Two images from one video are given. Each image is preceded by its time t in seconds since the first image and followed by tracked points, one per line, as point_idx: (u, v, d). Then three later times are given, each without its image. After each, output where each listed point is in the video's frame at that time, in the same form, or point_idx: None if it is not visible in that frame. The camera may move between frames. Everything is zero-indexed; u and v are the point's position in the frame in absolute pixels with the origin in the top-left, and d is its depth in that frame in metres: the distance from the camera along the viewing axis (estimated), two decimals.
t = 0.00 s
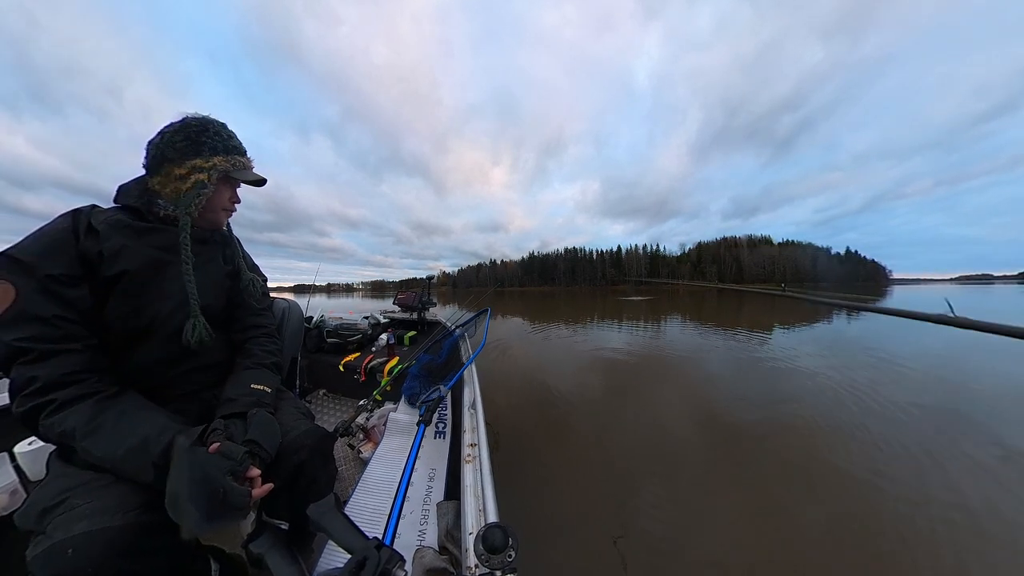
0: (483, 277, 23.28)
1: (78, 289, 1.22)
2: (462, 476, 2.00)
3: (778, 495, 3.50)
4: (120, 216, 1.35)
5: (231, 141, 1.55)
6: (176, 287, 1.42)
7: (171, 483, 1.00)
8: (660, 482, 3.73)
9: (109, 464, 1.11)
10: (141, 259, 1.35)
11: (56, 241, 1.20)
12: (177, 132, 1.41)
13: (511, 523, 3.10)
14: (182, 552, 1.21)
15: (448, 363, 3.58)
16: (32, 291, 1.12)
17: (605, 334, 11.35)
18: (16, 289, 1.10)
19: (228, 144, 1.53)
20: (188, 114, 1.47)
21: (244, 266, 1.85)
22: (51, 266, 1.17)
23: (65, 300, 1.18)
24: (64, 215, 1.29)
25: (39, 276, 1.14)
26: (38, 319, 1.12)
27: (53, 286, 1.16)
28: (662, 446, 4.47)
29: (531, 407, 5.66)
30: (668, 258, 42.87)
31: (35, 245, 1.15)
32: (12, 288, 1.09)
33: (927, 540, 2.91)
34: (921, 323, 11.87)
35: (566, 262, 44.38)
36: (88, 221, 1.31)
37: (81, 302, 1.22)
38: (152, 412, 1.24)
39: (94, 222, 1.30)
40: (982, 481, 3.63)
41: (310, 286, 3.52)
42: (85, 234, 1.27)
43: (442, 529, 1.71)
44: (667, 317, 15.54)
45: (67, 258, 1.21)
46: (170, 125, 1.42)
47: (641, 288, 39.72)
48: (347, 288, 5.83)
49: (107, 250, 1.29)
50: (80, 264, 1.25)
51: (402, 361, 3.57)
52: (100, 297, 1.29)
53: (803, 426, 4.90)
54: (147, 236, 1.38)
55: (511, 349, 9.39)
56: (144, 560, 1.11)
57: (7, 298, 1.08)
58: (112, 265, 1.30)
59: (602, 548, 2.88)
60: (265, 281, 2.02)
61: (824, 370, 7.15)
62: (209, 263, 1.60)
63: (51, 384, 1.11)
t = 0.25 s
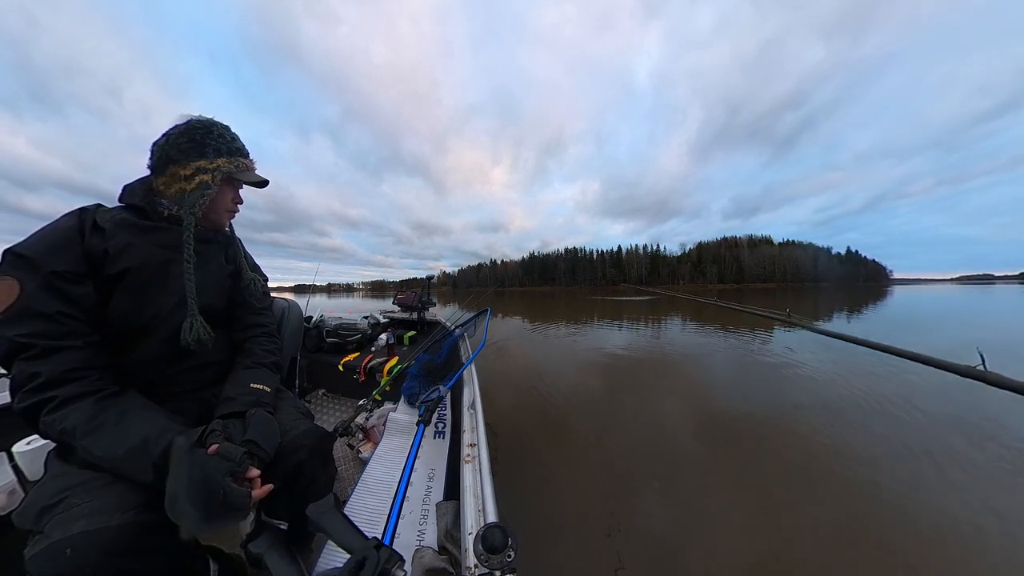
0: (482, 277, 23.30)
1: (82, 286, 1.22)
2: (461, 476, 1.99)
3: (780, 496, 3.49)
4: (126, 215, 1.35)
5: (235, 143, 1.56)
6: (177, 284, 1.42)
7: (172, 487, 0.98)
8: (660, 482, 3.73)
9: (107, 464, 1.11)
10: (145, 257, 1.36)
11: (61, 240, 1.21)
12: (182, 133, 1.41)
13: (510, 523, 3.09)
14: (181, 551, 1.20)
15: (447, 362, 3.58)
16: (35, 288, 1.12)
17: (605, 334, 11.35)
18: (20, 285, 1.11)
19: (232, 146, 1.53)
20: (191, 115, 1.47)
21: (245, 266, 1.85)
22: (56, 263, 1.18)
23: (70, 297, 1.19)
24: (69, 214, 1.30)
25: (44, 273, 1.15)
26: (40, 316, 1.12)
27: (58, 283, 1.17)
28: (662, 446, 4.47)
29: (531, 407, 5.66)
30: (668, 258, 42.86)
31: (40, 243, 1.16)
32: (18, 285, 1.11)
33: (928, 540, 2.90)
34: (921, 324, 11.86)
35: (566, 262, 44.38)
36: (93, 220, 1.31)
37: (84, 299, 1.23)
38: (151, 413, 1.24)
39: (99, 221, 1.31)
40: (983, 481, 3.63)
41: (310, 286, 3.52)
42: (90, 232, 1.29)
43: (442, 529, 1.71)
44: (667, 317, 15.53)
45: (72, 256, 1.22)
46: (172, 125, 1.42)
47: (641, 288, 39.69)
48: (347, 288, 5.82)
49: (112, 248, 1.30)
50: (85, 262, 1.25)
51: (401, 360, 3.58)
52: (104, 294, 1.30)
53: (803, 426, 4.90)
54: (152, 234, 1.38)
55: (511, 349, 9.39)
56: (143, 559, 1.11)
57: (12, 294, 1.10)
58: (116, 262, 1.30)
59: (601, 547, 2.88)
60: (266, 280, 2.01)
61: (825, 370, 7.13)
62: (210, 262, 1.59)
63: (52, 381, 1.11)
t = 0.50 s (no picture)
0: (482, 277, 23.30)
1: (85, 284, 1.23)
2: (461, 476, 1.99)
3: (781, 496, 3.48)
4: (128, 215, 1.35)
5: (238, 144, 1.56)
6: (179, 283, 1.42)
7: (173, 486, 0.98)
8: (661, 482, 3.72)
9: (107, 463, 1.11)
10: (147, 256, 1.35)
11: (64, 238, 1.22)
12: (184, 134, 1.41)
13: (510, 524, 3.09)
14: (180, 551, 1.20)
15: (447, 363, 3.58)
16: (37, 286, 1.13)
17: (605, 334, 11.34)
18: (23, 283, 1.11)
19: (234, 147, 1.54)
20: (194, 116, 1.48)
21: (247, 265, 1.85)
22: (59, 261, 1.18)
23: (73, 295, 1.20)
24: (72, 212, 1.30)
25: (47, 270, 1.15)
26: (43, 313, 1.12)
27: (60, 281, 1.17)
28: (663, 446, 4.47)
29: (531, 407, 5.66)
30: (669, 258, 42.84)
31: (43, 240, 1.17)
32: (21, 282, 1.12)
33: (928, 539, 2.90)
34: (923, 324, 11.83)
35: (567, 262, 44.36)
36: (96, 219, 1.32)
37: (86, 297, 1.23)
38: (151, 413, 1.24)
39: (103, 219, 1.31)
40: (984, 481, 3.62)
41: (310, 285, 3.52)
42: (93, 230, 1.29)
43: (442, 529, 1.71)
44: (667, 317, 15.51)
45: (74, 254, 1.22)
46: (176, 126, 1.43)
47: (641, 288, 39.67)
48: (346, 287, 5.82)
49: (115, 246, 1.30)
50: (88, 260, 1.26)
51: (401, 360, 3.58)
52: (105, 293, 1.29)
53: (803, 425, 4.90)
54: (154, 233, 1.38)
55: (511, 349, 9.38)
56: (142, 559, 1.11)
57: (14, 291, 1.10)
58: (119, 260, 1.30)
59: (602, 548, 2.87)
60: (267, 280, 2.01)
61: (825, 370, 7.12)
62: (211, 262, 1.59)
63: (53, 378, 1.11)
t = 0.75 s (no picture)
0: (482, 277, 23.30)
1: (86, 283, 1.23)
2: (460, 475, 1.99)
3: (781, 496, 3.48)
4: (129, 214, 1.35)
5: (239, 143, 1.56)
6: (179, 283, 1.42)
7: (172, 485, 0.98)
8: (661, 482, 3.72)
9: (107, 463, 1.11)
10: (148, 255, 1.35)
11: (66, 237, 1.22)
12: (186, 134, 1.41)
13: (510, 524, 3.09)
14: (179, 551, 1.20)
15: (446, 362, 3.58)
16: (38, 284, 1.13)
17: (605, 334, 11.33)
18: (24, 280, 1.11)
19: (235, 147, 1.53)
20: (195, 115, 1.48)
21: (247, 265, 1.85)
22: (60, 259, 1.18)
23: (74, 294, 1.20)
24: (74, 211, 1.30)
25: (49, 269, 1.15)
26: (45, 312, 1.13)
27: (61, 279, 1.17)
28: (663, 446, 4.46)
29: (531, 407, 5.65)
30: (669, 258, 42.81)
31: (45, 239, 1.17)
32: (22, 279, 1.11)
33: (929, 539, 2.90)
34: (923, 324, 11.82)
35: (567, 262, 44.34)
36: (98, 218, 1.32)
37: (87, 296, 1.23)
38: (151, 412, 1.24)
39: (104, 218, 1.31)
40: (985, 482, 3.62)
41: (309, 285, 3.52)
42: (94, 229, 1.29)
43: (441, 529, 1.71)
44: (667, 317, 15.50)
45: (76, 253, 1.22)
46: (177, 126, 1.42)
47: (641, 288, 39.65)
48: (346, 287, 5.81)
49: (116, 245, 1.30)
50: (89, 259, 1.26)
51: (400, 360, 3.58)
52: (106, 292, 1.29)
53: (803, 425, 4.90)
54: (156, 233, 1.38)
55: (511, 349, 9.38)
56: (142, 559, 1.11)
57: (15, 289, 1.10)
58: (120, 259, 1.30)
59: (602, 548, 2.86)
60: (267, 280, 2.01)
61: (825, 370, 7.12)
62: (212, 262, 1.59)
63: (53, 377, 1.11)
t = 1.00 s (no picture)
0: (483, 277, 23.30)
1: (87, 283, 1.23)
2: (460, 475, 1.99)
3: (781, 496, 3.48)
4: (130, 214, 1.35)
5: (239, 144, 1.56)
6: (180, 283, 1.42)
7: (172, 486, 0.98)
8: (660, 482, 3.72)
9: (107, 463, 1.10)
10: (149, 255, 1.35)
11: (66, 237, 1.22)
12: (187, 134, 1.41)
13: (510, 524, 3.08)
14: (178, 551, 1.20)
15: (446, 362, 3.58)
16: (39, 284, 1.13)
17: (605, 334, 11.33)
18: (24, 280, 1.11)
19: (236, 147, 1.53)
20: (195, 116, 1.48)
21: (247, 265, 1.85)
22: (61, 259, 1.18)
23: (74, 294, 1.20)
24: (75, 211, 1.30)
25: (49, 269, 1.15)
26: (46, 311, 1.13)
27: (62, 279, 1.17)
28: (663, 446, 4.46)
29: (531, 407, 5.65)
30: (669, 258, 42.81)
31: (46, 239, 1.17)
32: (22, 279, 1.11)
33: (928, 539, 2.90)
34: (923, 324, 11.81)
35: (567, 262, 44.32)
36: (99, 218, 1.32)
37: (88, 296, 1.23)
38: (151, 413, 1.24)
39: (105, 218, 1.31)
40: (985, 482, 3.62)
41: (309, 284, 3.52)
42: (95, 229, 1.29)
43: (441, 529, 1.71)
44: (667, 317, 15.49)
45: (77, 253, 1.22)
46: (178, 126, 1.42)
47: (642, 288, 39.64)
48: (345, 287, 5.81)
49: (117, 246, 1.30)
50: (89, 259, 1.26)
51: (400, 360, 3.58)
52: (106, 292, 1.29)
53: (803, 426, 4.90)
54: (156, 233, 1.38)
55: (511, 350, 9.37)
56: (141, 559, 1.11)
57: (16, 288, 1.10)
58: (121, 259, 1.30)
59: (602, 548, 2.86)
60: (266, 280, 2.01)
61: (825, 370, 7.12)
62: (212, 262, 1.59)
63: (53, 377, 1.11)
